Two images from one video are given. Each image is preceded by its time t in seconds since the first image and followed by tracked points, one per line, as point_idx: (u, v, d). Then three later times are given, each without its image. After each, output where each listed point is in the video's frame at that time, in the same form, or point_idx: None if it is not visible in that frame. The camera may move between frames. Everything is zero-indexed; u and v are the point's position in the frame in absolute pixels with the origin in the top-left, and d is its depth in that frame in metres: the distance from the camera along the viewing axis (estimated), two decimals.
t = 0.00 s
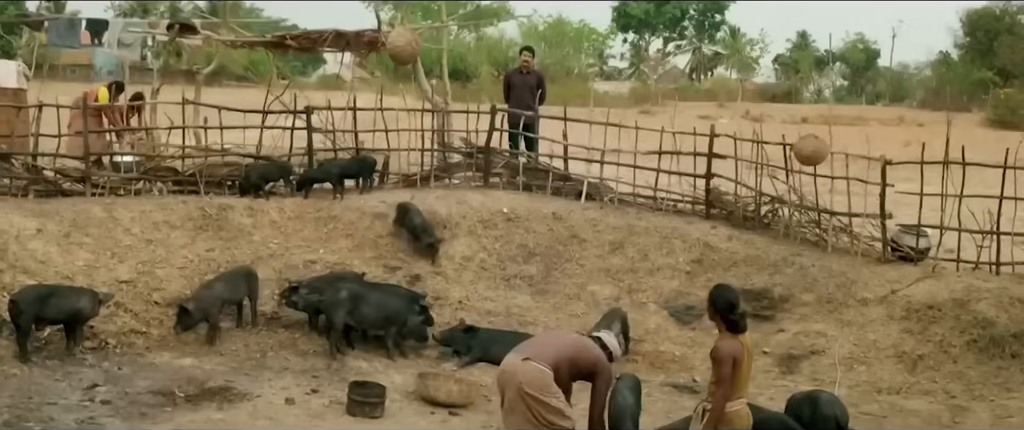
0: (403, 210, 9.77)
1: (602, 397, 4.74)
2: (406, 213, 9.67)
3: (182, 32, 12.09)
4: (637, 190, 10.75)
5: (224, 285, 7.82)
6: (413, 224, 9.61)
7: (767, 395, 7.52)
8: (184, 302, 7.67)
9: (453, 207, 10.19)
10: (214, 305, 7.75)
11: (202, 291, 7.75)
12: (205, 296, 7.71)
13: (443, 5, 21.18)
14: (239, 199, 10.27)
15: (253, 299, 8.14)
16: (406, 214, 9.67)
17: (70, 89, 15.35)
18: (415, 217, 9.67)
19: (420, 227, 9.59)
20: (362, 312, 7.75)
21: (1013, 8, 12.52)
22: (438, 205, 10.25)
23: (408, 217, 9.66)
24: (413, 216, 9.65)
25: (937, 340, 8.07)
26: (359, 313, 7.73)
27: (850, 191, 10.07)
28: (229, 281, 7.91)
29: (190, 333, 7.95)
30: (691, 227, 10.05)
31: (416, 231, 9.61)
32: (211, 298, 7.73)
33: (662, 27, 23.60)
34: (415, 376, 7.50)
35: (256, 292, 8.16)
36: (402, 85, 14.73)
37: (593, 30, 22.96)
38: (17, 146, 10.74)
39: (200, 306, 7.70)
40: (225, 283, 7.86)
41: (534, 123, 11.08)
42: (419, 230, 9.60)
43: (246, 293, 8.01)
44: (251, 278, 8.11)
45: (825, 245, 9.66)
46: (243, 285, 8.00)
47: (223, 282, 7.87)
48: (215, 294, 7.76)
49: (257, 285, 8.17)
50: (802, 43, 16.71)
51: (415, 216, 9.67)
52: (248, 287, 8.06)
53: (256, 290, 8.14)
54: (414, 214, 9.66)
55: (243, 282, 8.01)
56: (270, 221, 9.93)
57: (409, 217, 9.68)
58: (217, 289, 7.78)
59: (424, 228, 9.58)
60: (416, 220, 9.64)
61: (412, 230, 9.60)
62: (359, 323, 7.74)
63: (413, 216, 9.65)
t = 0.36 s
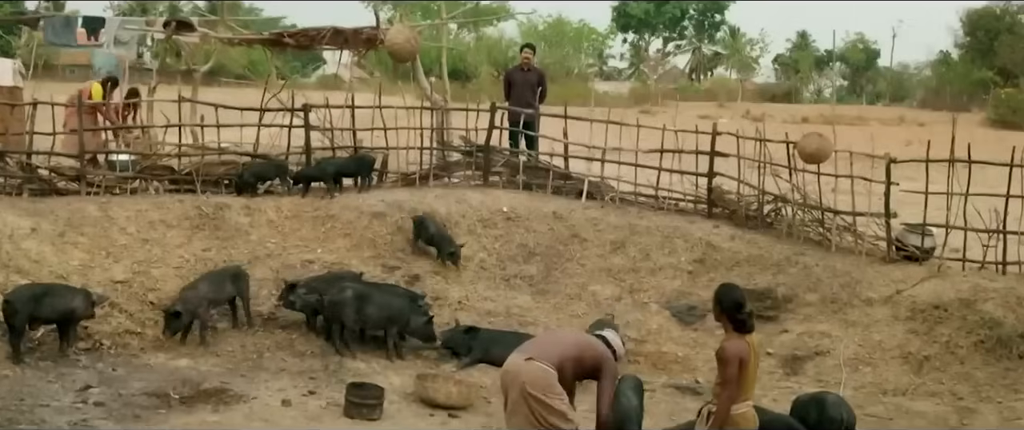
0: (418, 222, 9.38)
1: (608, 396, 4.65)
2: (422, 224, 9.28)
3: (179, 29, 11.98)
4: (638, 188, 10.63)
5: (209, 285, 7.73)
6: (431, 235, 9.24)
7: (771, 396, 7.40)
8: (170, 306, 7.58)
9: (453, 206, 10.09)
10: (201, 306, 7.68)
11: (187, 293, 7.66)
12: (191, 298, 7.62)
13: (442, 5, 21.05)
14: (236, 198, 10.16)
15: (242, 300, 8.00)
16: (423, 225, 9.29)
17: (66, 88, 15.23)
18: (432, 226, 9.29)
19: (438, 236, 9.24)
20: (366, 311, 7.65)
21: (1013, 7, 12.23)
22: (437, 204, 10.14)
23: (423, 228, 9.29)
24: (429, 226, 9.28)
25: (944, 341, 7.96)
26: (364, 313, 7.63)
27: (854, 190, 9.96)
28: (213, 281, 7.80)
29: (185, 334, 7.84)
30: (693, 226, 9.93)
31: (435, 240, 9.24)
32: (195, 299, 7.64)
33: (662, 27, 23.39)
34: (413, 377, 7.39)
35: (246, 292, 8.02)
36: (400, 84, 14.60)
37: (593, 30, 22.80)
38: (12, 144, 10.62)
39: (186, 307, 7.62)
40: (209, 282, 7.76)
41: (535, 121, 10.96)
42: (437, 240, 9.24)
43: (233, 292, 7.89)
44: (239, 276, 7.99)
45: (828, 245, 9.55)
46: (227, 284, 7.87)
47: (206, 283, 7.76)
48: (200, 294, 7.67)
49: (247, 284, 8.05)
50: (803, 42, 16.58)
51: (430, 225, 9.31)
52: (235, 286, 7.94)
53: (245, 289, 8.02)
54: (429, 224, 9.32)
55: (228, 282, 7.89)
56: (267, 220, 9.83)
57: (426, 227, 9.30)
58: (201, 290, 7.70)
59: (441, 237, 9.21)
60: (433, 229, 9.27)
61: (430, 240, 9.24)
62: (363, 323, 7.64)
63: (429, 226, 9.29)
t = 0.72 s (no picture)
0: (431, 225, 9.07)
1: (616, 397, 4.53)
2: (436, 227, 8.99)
3: (177, 27, 11.81)
4: (640, 189, 10.51)
5: (195, 288, 7.56)
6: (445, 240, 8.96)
7: (776, 400, 7.27)
8: (156, 313, 7.37)
9: (453, 207, 9.99)
10: (189, 308, 7.50)
11: (172, 296, 7.48)
12: (178, 300, 7.44)
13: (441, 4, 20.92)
14: (233, 198, 10.04)
15: (228, 302, 7.84)
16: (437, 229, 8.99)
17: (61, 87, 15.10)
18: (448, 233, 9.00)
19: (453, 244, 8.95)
20: (366, 312, 7.52)
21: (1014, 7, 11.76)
22: (437, 204, 10.02)
23: (437, 232, 9.00)
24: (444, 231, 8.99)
25: (951, 343, 7.85)
26: (364, 313, 7.51)
27: (859, 190, 9.84)
28: (198, 282, 7.63)
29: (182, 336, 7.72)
30: (695, 227, 9.82)
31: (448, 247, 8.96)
32: (181, 303, 7.44)
33: (661, 27, 23.24)
34: (413, 380, 7.27)
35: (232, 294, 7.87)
36: (399, 83, 14.48)
37: (592, 30, 22.65)
38: (7, 143, 10.50)
39: (173, 311, 7.41)
40: (195, 285, 7.59)
41: (536, 120, 10.84)
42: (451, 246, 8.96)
43: (219, 293, 7.74)
44: (226, 278, 7.82)
45: (833, 246, 9.44)
46: (213, 285, 7.71)
47: (192, 285, 7.59)
48: (187, 296, 7.50)
49: (234, 286, 7.88)
50: (803, 42, 16.45)
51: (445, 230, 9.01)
52: (221, 287, 7.78)
53: (232, 291, 7.86)
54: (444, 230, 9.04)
55: (214, 283, 7.72)
56: (265, 221, 9.72)
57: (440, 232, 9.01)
58: (188, 292, 7.53)
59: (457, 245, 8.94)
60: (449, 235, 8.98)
61: (444, 247, 8.97)
62: (363, 324, 7.51)
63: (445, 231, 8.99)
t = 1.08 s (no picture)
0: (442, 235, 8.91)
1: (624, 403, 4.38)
2: (445, 237, 8.82)
3: (173, 27, 11.44)
4: (643, 189, 10.37)
5: (185, 292, 7.38)
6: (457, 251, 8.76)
7: (783, 404, 7.13)
8: (147, 320, 7.20)
9: (453, 207, 9.86)
10: (178, 314, 7.33)
11: (164, 301, 7.29)
12: (168, 307, 7.26)
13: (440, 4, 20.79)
14: (230, 199, 9.91)
15: (219, 305, 7.72)
16: (447, 239, 8.82)
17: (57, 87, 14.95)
18: (459, 242, 8.80)
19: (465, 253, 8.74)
20: (363, 316, 7.37)
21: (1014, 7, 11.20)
22: (437, 205, 9.88)
23: (449, 242, 8.80)
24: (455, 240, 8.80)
25: (960, 346, 7.72)
26: (361, 318, 7.36)
27: (866, 190, 9.70)
28: (189, 286, 7.46)
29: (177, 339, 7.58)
30: (699, 228, 9.68)
31: (462, 258, 8.74)
32: (171, 309, 7.27)
33: (661, 27, 23.16)
34: (413, 385, 7.14)
35: (224, 297, 7.75)
36: (399, 83, 14.34)
37: (592, 30, 22.52)
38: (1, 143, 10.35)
39: (164, 316, 7.26)
40: (185, 289, 7.40)
41: (538, 120, 10.68)
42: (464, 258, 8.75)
43: (211, 296, 7.60)
44: (216, 281, 7.68)
45: (839, 247, 9.31)
46: (206, 288, 7.57)
47: (183, 289, 7.41)
48: (178, 301, 7.32)
49: (224, 289, 7.75)
50: (804, 42, 16.29)
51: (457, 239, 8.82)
52: (213, 290, 7.64)
53: (223, 294, 7.75)
54: (457, 240, 8.82)
55: (207, 286, 7.58)
56: (263, 222, 9.59)
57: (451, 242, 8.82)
58: (179, 296, 7.34)
59: (469, 254, 8.72)
60: (459, 245, 8.78)
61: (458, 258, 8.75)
62: (361, 328, 7.36)
63: (455, 240, 8.80)
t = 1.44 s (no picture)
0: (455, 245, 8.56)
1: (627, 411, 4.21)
2: (460, 245, 8.48)
3: (169, 24, 11.30)
4: (646, 188, 10.19)
5: (177, 295, 7.16)
6: (472, 260, 8.41)
7: (789, 410, 6.95)
8: (142, 326, 6.97)
9: (452, 208, 9.69)
10: (172, 318, 7.11)
11: (158, 306, 7.06)
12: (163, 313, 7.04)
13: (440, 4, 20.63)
14: (225, 200, 9.73)
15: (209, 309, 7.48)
16: (462, 247, 8.49)
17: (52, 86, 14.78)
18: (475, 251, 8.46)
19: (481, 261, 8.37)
20: (359, 319, 7.22)
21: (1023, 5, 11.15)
22: (435, 206, 9.71)
23: (464, 251, 8.46)
24: (471, 249, 8.46)
25: (970, 350, 7.55)
26: (357, 320, 7.20)
27: (873, 190, 9.52)
28: (181, 289, 7.24)
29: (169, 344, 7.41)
30: (703, 229, 9.50)
31: (476, 267, 8.39)
32: (167, 314, 7.05)
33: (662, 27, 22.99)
34: (410, 390, 6.96)
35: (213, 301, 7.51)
36: (398, 82, 14.17)
37: (593, 29, 22.36)
38: None
39: (159, 322, 7.04)
40: (178, 292, 7.19)
41: (539, 119, 10.48)
42: (479, 267, 8.38)
43: (201, 300, 7.36)
44: (206, 285, 7.46)
45: (845, 248, 9.13)
46: (196, 292, 7.35)
47: (175, 292, 7.20)
48: (172, 305, 7.11)
49: (214, 294, 7.50)
50: (806, 42, 16.12)
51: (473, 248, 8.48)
52: (203, 294, 7.42)
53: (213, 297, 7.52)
54: (472, 249, 8.48)
55: (197, 289, 7.36)
56: (258, 222, 9.43)
57: (466, 250, 8.47)
58: (172, 300, 7.12)
59: (485, 262, 8.36)
60: (475, 253, 8.43)
61: (472, 267, 8.41)
62: (357, 331, 7.20)
63: (470, 248, 8.46)
